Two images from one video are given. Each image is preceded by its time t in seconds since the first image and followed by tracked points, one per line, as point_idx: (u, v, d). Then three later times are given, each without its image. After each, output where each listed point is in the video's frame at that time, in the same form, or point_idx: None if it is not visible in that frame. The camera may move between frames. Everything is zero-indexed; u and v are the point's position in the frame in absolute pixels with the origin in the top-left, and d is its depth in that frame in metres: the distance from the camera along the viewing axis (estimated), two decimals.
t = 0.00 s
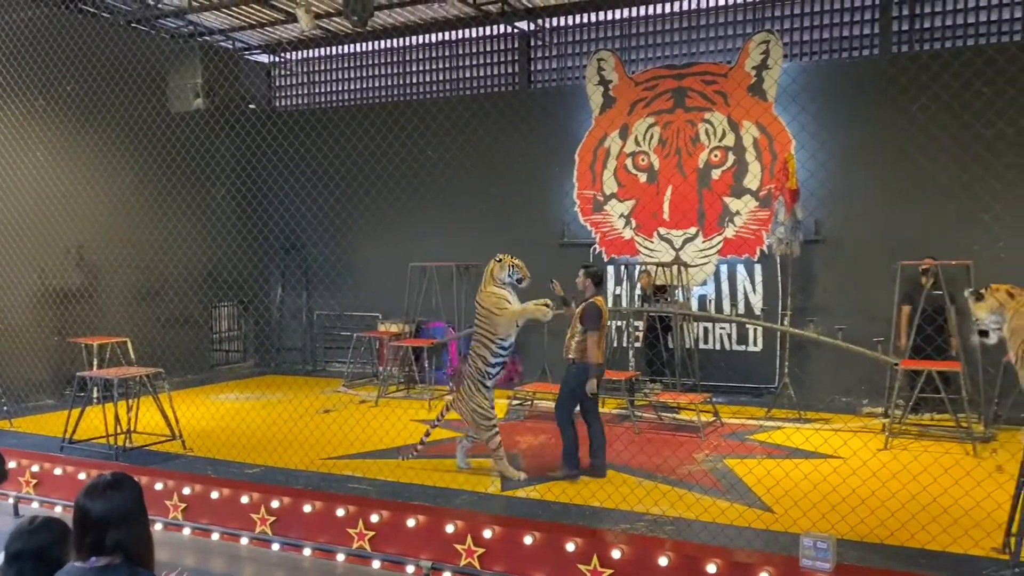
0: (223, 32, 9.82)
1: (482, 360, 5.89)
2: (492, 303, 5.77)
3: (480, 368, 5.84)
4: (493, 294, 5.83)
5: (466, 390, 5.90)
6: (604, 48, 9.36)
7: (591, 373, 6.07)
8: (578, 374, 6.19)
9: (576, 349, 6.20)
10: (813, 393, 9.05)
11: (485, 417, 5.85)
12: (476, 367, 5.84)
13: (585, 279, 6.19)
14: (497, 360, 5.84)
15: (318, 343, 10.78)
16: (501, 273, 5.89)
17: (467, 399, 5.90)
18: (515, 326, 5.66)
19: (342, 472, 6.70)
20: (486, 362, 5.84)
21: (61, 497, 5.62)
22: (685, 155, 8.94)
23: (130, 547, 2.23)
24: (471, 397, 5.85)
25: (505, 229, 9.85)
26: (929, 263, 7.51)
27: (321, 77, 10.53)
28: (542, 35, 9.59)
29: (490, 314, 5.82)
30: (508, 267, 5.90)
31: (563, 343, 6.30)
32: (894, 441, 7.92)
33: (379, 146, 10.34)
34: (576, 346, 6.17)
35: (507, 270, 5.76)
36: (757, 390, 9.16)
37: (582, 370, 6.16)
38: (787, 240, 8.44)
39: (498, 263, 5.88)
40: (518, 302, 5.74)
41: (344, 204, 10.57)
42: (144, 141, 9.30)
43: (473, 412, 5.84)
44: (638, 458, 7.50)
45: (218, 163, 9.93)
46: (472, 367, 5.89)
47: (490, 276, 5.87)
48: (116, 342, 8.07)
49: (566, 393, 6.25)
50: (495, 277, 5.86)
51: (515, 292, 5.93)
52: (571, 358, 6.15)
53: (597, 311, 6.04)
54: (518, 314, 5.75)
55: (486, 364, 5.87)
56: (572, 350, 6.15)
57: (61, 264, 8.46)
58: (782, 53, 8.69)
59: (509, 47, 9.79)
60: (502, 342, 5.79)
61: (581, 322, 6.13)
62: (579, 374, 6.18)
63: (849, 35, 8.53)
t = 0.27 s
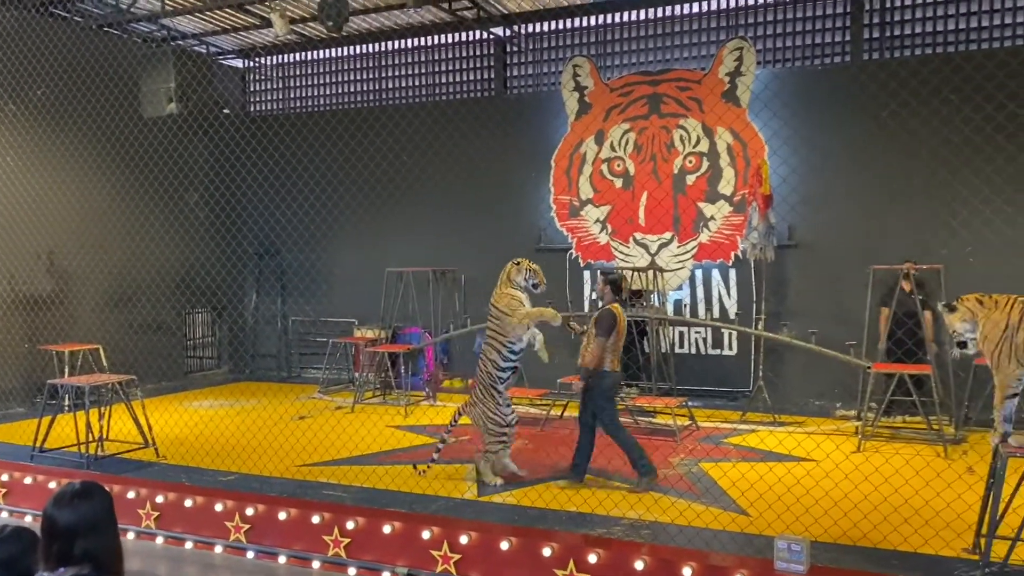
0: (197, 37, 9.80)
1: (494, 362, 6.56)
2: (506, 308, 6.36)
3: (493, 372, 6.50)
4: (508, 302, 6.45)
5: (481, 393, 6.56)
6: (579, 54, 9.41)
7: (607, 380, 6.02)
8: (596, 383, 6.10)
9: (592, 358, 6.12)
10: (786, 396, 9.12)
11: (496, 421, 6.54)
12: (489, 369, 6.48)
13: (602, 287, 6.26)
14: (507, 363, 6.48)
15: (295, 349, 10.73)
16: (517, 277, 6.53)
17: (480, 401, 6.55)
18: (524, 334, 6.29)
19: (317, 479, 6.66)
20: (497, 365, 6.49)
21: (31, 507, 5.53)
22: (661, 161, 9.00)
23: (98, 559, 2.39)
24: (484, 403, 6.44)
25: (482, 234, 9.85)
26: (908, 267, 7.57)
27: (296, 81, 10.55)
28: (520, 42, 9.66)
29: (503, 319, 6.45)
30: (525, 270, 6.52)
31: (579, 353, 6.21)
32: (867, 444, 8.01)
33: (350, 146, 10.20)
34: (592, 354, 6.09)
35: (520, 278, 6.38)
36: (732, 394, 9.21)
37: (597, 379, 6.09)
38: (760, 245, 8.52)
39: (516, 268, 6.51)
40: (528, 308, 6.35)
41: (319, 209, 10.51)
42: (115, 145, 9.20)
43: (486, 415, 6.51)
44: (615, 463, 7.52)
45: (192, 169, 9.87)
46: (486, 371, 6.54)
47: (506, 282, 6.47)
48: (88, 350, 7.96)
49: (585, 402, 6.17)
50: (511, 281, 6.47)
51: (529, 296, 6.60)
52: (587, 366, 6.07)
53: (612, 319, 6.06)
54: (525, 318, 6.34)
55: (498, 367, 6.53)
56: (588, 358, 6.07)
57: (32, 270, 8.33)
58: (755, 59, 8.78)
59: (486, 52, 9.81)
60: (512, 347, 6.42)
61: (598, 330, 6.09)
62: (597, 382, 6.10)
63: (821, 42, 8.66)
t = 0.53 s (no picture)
0: (172, 42, 9.81)
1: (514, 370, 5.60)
2: (525, 311, 5.53)
3: (511, 378, 5.62)
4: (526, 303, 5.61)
5: (499, 402, 5.65)
6: (556, 59, 9.45)
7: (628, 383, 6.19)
8: (615, 385, 6.26)
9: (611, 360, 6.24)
10: (763, 400, 9.19)
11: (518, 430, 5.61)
12: (508, 375, 5.59)
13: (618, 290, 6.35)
14: (529, 368, 5.56)
15: (272, 357, 10.66)
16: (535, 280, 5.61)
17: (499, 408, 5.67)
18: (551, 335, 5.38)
19: (294, 487, 6.61)
20: (518, 371, 5.57)
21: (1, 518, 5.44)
22: (637, 166, 9.03)
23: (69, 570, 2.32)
24: (501, 409, 5.64)
25: (460, 240, 9.84)
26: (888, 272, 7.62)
27: (272, 87, 10.54)
28: (496, 47, 9.73)
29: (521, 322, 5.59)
30: (542, 275, 5.67)
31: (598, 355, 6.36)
32: (842, 446, 8.08)
33: (327, 156, 10.18)
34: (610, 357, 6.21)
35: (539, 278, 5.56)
36: (709, 398, 9.25)
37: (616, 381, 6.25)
38: (736, 249, 8.58)
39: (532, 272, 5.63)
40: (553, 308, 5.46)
41: (295, 215, 10.46)
42: (90, 151, 9.03)
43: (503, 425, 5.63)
44: (592, 467, 7.54)
45: (164, 177, 9.91)
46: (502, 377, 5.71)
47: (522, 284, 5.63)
48: (60, 358, 7.87)
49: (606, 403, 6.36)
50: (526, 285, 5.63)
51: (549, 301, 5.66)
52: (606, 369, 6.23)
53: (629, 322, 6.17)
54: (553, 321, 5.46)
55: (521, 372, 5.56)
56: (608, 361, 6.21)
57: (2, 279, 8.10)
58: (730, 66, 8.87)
59: (463, 58, 9.87)
60: (533, 350, 5.52)
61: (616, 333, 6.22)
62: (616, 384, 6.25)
63: (793, 49, 8.78)
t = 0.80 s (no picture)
0: (147, 48, 9.81)
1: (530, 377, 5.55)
2: (542, 320, 5.45)
3: (527, 386, 5.56)
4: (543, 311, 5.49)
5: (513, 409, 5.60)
6: (533, 65, 9.47)
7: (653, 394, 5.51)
8: (640, 396, 5.61)
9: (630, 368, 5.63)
10: (740, 403, 9.25)
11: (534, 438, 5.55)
12: (523, 383, 5.53)
13: (639, 292, 5.57)
14: (545, 375, 5.52)
15: (249, 364, 10.58)
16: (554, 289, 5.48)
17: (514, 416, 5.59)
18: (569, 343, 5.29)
19: (271, 494, 6.58)
20: (534, 378, 5.53)
21: None
22: (614, 171, 9.08)
23: None
24: (517, 417, 5.57)
25: (438, 245, 9.84)
26: (863, 276, 7.70)
27: (249, 93, 10.53)
28: (473, 53, 9.75)
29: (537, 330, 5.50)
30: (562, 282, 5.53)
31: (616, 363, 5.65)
32: (819, 449, 8.14)
33: (306, 156, 10.10)
34: (631, 365, 5.60)
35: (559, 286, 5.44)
36: (686, 401, 9.29)
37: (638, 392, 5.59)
38: (713, 253, 8.54)
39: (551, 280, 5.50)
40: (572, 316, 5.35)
41: (272, 221, 10.43)
42: (65, 156, 8.85)
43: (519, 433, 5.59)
44: (571, 472, 7.56)
45: (139, 183, 9.75)
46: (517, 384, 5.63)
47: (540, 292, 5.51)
48: (33, 367, 7.76)
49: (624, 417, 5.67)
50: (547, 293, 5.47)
51: (569, 309, 5.54)
52: (631, 378, 5.59)
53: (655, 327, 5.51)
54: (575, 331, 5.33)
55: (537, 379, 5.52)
56: (631, 369, 5.57)
57: None
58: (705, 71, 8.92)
59: (440, 64, 9.89)
60: (551, 359, 5.47)
61: (638, 339, 5.58)
62: (640, 395, 5.61)
63: (768, 54, 8.87)
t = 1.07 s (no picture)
0: (123, 53, 9.81)
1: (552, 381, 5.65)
2: (566, 323, 5.50)
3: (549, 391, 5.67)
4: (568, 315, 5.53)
5: (536, 414, 5.71)
6: (512, 70, 9.50)
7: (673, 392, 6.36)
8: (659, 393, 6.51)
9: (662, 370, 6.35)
10: (721, 406, 9.30)
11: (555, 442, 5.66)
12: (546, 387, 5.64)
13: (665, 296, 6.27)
14: (567, 379, 5.62)
15: (228, 371, 10.52)
16: (579, 292, 5.51)
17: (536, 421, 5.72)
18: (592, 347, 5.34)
19: (251, 501, 6.55)
20: (556, 382, 5.63)
21: None
22: (593, 176, 9.12)
23: None
24: (540, 423, 5.67)
25: (419, 250, 9.84)
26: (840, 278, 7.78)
27: (226, 98, 10.46)
28: (452, 58, 9.77)
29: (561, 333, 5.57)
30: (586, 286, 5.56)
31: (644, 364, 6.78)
32: (798, 450, 8.21)
33: (284, 165, 10.10)
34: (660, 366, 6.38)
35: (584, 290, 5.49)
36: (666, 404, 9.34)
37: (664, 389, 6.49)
38: (692, 256, 8.54)
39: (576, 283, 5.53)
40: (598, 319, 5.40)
41: (251, 227, 10.38)
42: (39, 163, 8.76)
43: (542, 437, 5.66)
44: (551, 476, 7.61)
45: (116, 189, 9.75)
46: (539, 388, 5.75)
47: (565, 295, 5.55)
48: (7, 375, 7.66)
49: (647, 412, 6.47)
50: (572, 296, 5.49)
51: (593, 312, 5.59)
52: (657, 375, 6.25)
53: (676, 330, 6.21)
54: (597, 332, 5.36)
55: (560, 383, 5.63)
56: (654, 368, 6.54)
57: None
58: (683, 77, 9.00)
59: (418, 69, 9.89)
60: (573, 362, 5.55)
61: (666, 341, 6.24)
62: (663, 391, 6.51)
63: (744, 60, 8.96)
